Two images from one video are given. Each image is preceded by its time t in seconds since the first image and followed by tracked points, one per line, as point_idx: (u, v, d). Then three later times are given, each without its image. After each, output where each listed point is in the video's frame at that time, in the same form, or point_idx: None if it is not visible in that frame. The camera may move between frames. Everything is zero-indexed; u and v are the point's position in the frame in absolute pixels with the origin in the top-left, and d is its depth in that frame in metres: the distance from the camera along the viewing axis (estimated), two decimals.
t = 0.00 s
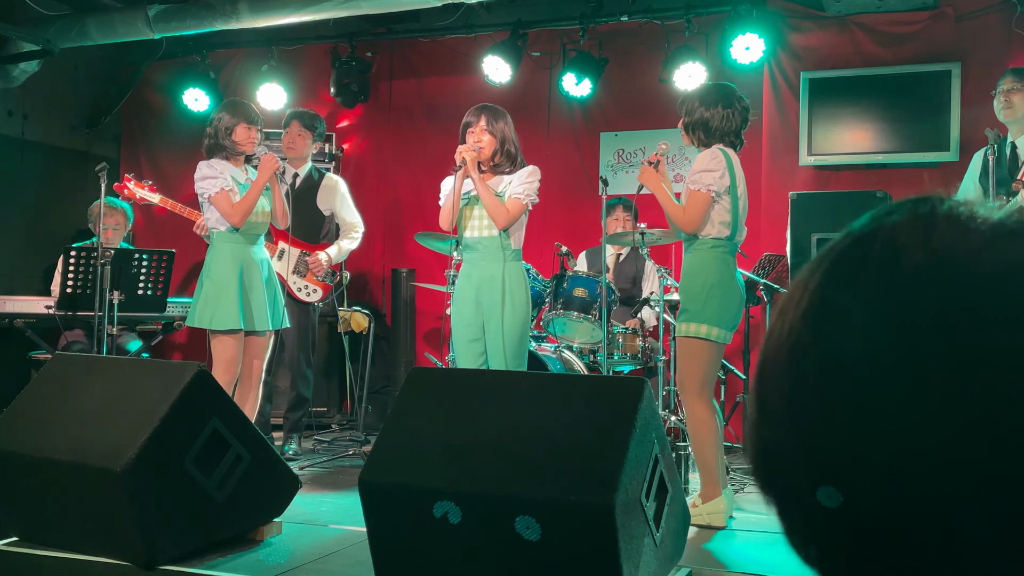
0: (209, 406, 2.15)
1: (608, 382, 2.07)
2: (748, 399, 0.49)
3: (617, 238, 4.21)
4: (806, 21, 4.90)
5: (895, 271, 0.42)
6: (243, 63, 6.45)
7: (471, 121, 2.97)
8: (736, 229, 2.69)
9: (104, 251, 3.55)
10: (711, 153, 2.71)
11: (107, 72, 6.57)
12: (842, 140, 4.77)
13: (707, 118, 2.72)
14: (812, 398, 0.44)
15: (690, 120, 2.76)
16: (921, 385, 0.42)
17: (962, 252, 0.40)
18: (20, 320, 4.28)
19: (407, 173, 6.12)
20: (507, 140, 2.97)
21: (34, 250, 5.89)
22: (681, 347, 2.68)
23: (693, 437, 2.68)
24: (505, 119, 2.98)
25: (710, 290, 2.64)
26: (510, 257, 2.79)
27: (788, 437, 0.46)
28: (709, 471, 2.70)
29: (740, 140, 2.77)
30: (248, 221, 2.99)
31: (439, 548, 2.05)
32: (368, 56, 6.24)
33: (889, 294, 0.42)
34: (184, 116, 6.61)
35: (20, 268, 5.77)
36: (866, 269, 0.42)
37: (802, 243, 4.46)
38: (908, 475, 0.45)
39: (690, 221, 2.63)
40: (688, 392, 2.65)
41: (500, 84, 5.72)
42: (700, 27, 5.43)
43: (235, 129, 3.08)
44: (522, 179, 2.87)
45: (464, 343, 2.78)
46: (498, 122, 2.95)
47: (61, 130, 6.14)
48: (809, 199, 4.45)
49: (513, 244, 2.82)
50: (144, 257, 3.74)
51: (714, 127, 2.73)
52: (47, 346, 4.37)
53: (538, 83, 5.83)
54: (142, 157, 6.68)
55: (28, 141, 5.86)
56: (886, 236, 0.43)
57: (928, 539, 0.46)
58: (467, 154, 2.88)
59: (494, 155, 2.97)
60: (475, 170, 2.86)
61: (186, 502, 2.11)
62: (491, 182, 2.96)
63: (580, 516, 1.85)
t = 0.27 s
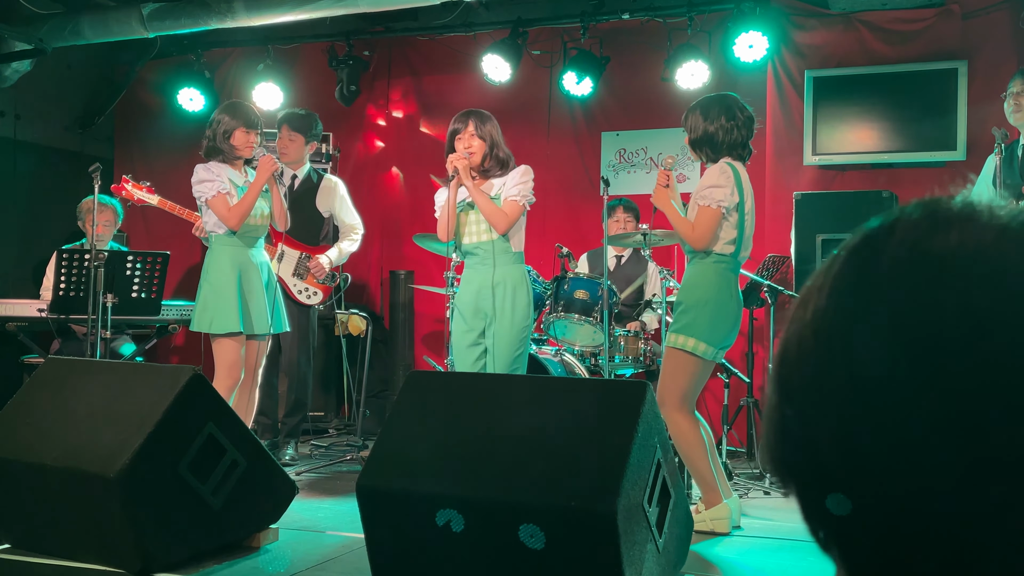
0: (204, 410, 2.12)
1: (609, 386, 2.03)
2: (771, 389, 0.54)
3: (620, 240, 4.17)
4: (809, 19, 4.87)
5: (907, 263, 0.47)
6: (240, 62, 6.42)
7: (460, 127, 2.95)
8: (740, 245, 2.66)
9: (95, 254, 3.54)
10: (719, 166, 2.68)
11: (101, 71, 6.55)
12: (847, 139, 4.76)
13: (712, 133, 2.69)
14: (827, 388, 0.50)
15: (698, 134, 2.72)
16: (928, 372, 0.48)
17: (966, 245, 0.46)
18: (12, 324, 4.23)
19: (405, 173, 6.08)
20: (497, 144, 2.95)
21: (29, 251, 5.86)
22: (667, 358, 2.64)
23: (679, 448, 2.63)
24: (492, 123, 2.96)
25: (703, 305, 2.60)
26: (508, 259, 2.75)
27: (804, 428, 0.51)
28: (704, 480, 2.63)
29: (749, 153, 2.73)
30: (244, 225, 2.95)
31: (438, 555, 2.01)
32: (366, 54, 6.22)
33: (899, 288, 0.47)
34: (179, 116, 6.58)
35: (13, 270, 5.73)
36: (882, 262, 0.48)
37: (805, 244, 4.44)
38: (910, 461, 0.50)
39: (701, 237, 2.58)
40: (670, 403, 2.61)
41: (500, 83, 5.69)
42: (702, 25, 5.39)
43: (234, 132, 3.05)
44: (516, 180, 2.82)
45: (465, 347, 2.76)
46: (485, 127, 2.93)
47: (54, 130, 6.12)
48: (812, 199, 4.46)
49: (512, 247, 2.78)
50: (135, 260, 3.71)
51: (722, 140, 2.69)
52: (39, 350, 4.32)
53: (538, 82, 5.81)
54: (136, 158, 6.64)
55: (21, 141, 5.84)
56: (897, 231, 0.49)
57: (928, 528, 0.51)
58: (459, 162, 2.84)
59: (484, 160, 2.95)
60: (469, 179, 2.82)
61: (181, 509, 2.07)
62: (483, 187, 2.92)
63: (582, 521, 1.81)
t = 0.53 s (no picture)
0: (200, 414, 2.09)
1: (612, 389, 2.00)
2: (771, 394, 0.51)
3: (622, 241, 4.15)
4: (814, 16, 4.85)
5: (913, 269, 0.44)
6: (235, 61, 6.39)
7: (459, 119, 2.90)
8: (736, 231, 2.62)
9: (90, 257, 3.51)
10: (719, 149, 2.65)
11: (95, 70, 6.52)
12: (851, 139, 4.69)
13: (719, 115, 2.65)
14: (829, 396, 0.47)
15: (701, 116, 2.69)
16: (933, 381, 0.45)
17: (977, 248, 0.42)
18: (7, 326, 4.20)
19: (403, 173, 6.05)
20: (496, 137, 2.90)
21: (21, 253, 5.83)
22: (690, 352, 2.63)
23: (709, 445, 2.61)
24: (493, 116, 2.91)
25: (712, 291, 2.58)
26: (504, 257, 2.72)
27: (805, 433, 0.49)
28: (718, 483, 2.61)
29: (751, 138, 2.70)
30: (236, 226, 2.92)
31: (437, 561, 1.98)
32: (364, 53, 6.19)
33: (903, 296, 0.44)
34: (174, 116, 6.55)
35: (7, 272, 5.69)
36: (886, 268, 0.44)
37: (810, 244, 4.38)
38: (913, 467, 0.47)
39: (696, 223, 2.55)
40: (706, 397, 2.60)
41: (499, 82, 5.66)
42: (704, 22, 5.37)
43: (228, 133, 3.02)
44: (512, 177, 2.79)
45: (463, 348, 2.75)
46: (486, 120, 2.88)
47: (47, 129, 6.09)
48: (818, 199, 4.38)
49: (508, 244, 2.75)
50: (130, 262, 3.68)
51: (725, 123, 2.66)
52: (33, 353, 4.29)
53: (538, 81, 5.78)
54: (131, 158, 6.61)
55: (13, 141, 5.80)
56: (902, 232, 0.45)
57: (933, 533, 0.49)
58: (454, 153, 2.82)
59: (482, 152, 2.90)
60: (463, 170, 2.81)
61: (177, 515, 2.03)
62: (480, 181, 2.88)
63: (584, 526, 1.78)
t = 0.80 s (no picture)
0: (196, 418, 2.06)
1: (614, 391, 1.98)
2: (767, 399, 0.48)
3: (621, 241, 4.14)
4: (817, 14, 4.83)
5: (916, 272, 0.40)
6: (232, 60, 6.36)
7: (474, 115, 2.87)
8: (742, 231, 2.60)
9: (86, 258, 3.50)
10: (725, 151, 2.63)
11: (90, 71, 6.49)
12: (855, 138, 4.67)
13: (726, 118, 2.63)
14: (829, 404, 0.44)
15: (709, 117, 2.65)
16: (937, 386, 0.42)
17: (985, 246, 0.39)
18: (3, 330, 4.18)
19: (401, 173, 6.03)
20: (507, 138, 2.88)
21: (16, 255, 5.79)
22: (692, 352, 2.60)
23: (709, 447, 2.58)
24: (509, 117, 2.90)
25: (719, 291, 2.55)
26: (503, 260, 2.72)
27: (805, 440, 0.46)
28: (720, 485, 2.58)
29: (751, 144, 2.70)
30: (224, 222, 2.91)
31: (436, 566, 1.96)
32: (362, 52, 6.16)
33: (907, 298, 0.40)
34: (170, 117, 6.53)
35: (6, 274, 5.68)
36: (887, 271, 0.41)
37: (814, 245, 4.37)
38: (918, 472, 0.45)
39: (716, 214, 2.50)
40: (705, 399, 2.57)
41: (499, 81, 5.64)
42: (706, 20, 5.35)
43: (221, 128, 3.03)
44: (518, 183, 2.79)
45: (455, 350, 2.69)
46: (501, 120, 2.87)
47: (43, 131, 6.06)
48: (822, 198, 4.36)
49: (506, 248, 2.74)
50: (126, 264, 3.63)
51: (731, 127, 2.64)
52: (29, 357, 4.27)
53: (538, 80, 5.76)
54: (126, 160, 6.59)
55: (8, 142, 5.78)
56: (903, 231, 0.41)
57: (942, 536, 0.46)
58: (463, 150, 2.78)
59: (492, 152, 2.89)
60: (470, 168, 2.77)
61: (173, 519, 2.01)
62: (488, 181, 2.87)
63: (585, 531, 1.76)
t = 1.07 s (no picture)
0: (195, 421, 2.05)
1: (617, 393, 1.96)
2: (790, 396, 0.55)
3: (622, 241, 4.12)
4: (820, 13, 4.81)
5: (922, 275, 0.49)
6: (229, 60, 6.34)
7: (487, 122, 2.84)
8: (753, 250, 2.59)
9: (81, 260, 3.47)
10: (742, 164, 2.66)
11: (86, 70, 6.46)
12: (859, 137, 4.65)
13: (736, 135, 2.63)
14: (846, 395, 0.51)
15: (733, 136, 2.64)
16: (941, 380, 0.49)
17: (982, 254, 0.48)
18: None
19: (400, 173, 6.01)
20: (519, 150, 2.86)
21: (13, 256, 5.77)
22: (675, 361, 2.56)
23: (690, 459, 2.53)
24: (521, 126, 2.88)
25: (724, 307, 2.53)
26: (503, 265, 2.70)
27: (823, 432, 0.53)
28: (716, 492, 2.55)
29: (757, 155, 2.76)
30: (214, 223, 2.89)
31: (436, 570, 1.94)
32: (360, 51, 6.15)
33: (919, 280, 0.49)
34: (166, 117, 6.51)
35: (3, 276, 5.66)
36: (901, 273, 0.50)
37: (816, 245, 4.35)
38: (917, 445, 0.51)
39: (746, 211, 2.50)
40: (675, 409, 2.52)
41: (499, 81, 5.63)
42: (708, 19, 5.34)
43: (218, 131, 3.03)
44: (528, 196, 2.78)
45: (453, 354, 2.67)
46: (513, 130, 2.85)
47: (38, 131, 6.03)
48: (824, 198, 4.34)
49: (507, 256, 2.72)
50: (122, 266, 3.65)
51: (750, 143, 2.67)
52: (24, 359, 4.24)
53: (538, 79, 5.75)
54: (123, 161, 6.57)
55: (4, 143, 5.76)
56: (912, 239, 0.50)
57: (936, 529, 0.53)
58: (474, 162, 2.71)
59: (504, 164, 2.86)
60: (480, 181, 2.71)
61: (170, 524, 1.98)
62: (496, 190, 2.85)
63: (587, 535, 1.74)
